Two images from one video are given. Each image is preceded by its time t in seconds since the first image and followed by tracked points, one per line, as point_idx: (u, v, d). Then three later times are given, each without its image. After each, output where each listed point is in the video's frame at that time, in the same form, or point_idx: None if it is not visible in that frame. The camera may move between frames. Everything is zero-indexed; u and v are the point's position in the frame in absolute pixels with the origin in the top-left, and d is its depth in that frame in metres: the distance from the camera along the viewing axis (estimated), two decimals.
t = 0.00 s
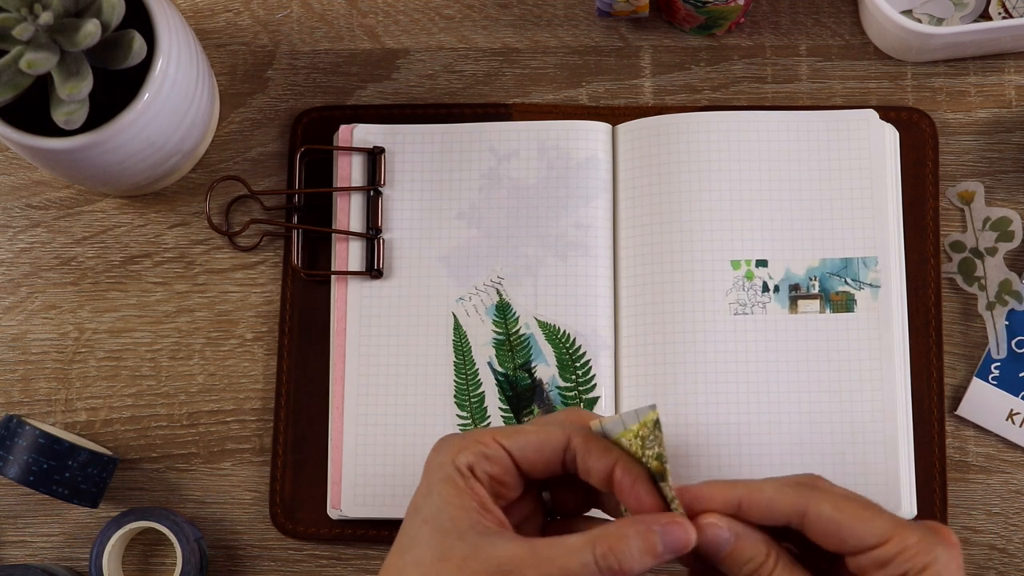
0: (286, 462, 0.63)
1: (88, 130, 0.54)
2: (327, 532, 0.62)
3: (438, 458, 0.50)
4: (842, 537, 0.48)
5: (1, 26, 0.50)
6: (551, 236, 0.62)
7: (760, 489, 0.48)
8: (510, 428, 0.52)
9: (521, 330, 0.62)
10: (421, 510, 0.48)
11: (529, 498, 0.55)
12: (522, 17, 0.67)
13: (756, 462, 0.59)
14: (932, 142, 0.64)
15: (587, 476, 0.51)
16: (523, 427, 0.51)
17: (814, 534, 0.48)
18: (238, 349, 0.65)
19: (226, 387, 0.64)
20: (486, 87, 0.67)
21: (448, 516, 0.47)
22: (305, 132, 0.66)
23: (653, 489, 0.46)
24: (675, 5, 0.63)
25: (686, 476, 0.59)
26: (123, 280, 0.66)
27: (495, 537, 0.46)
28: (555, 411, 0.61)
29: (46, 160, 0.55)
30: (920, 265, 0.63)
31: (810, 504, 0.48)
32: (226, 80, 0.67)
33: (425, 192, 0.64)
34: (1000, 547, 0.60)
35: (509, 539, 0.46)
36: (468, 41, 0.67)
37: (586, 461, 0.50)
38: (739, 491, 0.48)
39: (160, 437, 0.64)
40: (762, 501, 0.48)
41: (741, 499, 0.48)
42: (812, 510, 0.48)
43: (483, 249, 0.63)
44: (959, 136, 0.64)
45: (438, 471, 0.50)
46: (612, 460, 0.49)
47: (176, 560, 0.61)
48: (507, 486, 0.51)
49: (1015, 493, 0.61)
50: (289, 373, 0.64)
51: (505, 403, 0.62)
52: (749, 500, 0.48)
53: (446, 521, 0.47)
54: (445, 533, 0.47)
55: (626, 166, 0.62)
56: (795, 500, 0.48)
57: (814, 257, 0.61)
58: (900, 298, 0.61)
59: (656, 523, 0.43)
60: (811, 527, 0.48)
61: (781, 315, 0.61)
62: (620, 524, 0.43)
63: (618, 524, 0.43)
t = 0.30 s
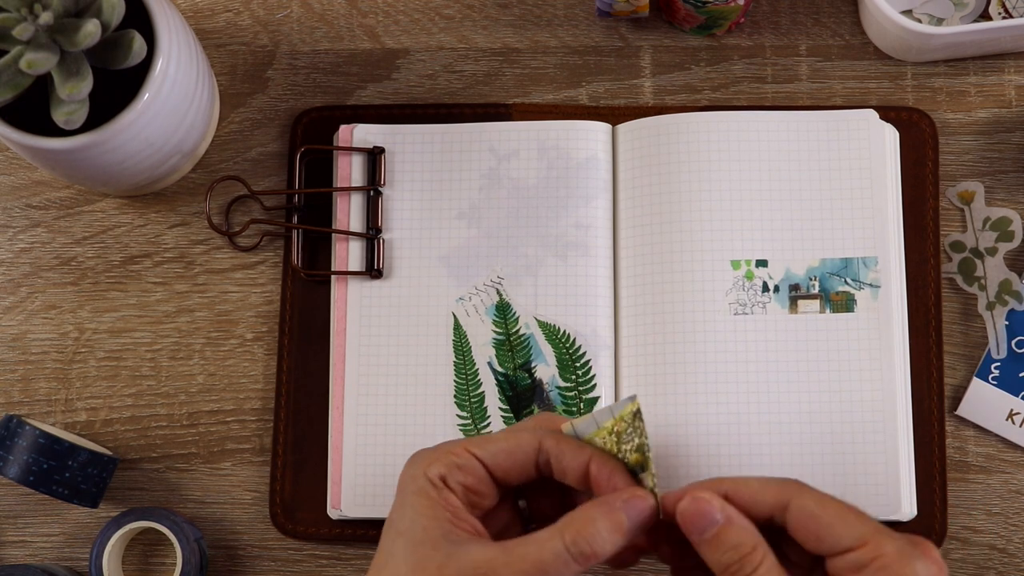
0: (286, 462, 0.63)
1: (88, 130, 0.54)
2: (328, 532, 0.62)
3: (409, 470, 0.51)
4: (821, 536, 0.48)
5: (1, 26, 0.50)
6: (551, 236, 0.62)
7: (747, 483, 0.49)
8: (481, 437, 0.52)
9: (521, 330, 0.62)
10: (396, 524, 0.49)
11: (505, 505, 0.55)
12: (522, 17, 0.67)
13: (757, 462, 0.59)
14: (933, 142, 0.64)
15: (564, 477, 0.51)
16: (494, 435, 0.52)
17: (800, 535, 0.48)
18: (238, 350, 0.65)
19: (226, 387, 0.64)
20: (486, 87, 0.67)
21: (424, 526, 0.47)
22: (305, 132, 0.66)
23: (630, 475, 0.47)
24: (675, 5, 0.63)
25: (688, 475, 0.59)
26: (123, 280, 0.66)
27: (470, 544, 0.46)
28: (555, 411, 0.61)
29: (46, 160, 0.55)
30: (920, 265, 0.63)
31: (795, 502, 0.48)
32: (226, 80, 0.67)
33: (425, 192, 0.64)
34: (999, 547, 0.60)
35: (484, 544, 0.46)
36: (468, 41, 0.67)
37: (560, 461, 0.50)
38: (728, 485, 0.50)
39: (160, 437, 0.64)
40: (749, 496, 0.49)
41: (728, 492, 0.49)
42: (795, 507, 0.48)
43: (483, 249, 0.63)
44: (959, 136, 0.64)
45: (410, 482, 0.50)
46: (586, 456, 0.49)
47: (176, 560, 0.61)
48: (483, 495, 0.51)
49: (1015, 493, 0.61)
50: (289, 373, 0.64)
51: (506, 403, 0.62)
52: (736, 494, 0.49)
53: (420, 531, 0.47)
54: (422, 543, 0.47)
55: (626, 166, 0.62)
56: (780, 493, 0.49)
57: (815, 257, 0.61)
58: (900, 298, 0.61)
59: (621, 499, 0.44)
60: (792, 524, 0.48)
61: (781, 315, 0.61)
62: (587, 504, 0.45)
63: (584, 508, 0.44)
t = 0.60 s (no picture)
0: (286, 462, 0.63)
1: (88, 130, 0.54)
2: (327, 532, 0.62)
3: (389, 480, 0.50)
4: (809, 545, 0.48)
5: (1, 26, 0.50)
6: (551, 236, 0.62)
7: (731, 497, 0.48)
8: (461, 444, 0.51)
9: (521, 330, 0.62)
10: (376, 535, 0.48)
11: (487, 512, 0.55)
12: (522, 17, 0.67)
13: (757, 462, 0.59)
14: (933, 141, 0.64)
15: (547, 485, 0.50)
16: (475, 443, 0.51)
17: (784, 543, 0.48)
18: (238, 349, 0.65)
19: (226, 387, 0.64)
20: (486, 87, 0.67)
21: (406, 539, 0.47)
22: (305, 132, 0.66)
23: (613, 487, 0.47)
24: (675, 5, 0.63)
25: (688, 475, 0.59)
26: (123, 280, 0.66)
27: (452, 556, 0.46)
28: (555, 411, 0.61)
29: (46, 160, 0.55)
30: (921, 265, 0.63)
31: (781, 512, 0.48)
32: (226, 80, 0.67)
33: (425, 192, 0.64)
34: (1000, 547, 0.60)
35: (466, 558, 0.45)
36: (468, 41, 0.67)
37: (543, 470, 0.50)
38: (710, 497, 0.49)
39: (160, 437, 0.64)
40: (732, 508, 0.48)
41: (711, 506, 0.49)
42: (782, 518, 0.48)
43: (483, 249, 0.63)
44: (959, 136, 0.64)
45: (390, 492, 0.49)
46: (570, 465, 0.49)
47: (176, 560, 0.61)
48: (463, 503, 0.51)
49: (1015, 493, 0.61)
50: (289, 373, 0.64)
51: (506, 403, 0.62)
52: (720, 508, 0.49)
53: (401, 545, 0.47)
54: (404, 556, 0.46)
55: (626, 166, 0.62)
56: (767, 505, 0.48)
57: (815, 257, 0.61)
58: (900, 298, 0.61)
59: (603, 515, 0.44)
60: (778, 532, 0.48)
61: (781, 315, 0.61)
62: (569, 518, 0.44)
63: (566, 524, 0.44)
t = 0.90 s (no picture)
0: (286, 462, 0.63)
1: (88, 130, 0.54)
2: (328, 532, 0.62)
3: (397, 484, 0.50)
4: (781, 527, 0.47)
5: (1, 26, 0.50)
6: (551, 236, 0.62)
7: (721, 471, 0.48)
8: (468, 446, 0.51)
9: (521, 330, 0.62)
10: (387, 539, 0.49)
11: (493, 515, 0.55)
12: (522, 17, 0.67)
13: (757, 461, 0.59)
14: (933, 141, 0.64)
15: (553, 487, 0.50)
16: (480, 445, 0.51)
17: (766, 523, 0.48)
18: (238, 349, 0.65)
19: (226, 387, 0.64)
20: (487, 87, 0.67)
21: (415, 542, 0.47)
22: (305, 132, 0.66)
23: (620, 491, 0.46)
24: (675, 5, 0.63)
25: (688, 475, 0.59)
26: (123, 280, 0.66)
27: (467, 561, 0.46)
28: (555, 411, 0.61)
29: (46, 160, 0.55)
30: (921, 265, 0.63)
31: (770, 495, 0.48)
32: (226, 80, 0.67)
33: (425, 192, 0.64)
34: (1000, 547, 0.60)
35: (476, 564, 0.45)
36: (468, 41, 0.67)
37: (548, 473, 0.50)
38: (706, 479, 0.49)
39: (160, 437, 0.64)
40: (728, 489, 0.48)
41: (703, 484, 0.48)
42: (765, 497, 0.48)
43: (483, 249, 0.63)
44: (959, 136, 0.64)
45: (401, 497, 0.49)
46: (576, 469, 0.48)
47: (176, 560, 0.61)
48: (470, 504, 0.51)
49: (1015, 493, 0.61)
50: (289, 373, 0.64)
51: (506, 403, 0.62)
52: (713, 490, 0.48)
53: (409, 550, 0.47)
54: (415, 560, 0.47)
55: (626, 166, 0.62)
56: (755, 479, 0.48)
57: (815, 257, 0.61)
58: (900, 298, 0.61)
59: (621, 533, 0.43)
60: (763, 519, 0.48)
61: (781, 315, 0.61)
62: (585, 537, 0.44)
63: (575, 538, 0.44)
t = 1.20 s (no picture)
0: (286, 462, 0.63)
1: (88, 130, 0.54)
2: (328, 532, 0.62)
3: None
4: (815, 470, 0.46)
5: (1, 26, 0.50)
6: (551, 236, 0.62)
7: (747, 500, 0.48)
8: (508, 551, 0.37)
9: (521, 330, 0.62)
10: None
11: None
12: (522, 17, 0.67)
13: (757, 463, 0.59)
14: (932, 142, 0.64)
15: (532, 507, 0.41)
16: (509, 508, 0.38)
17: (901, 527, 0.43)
18: (238, 349, 0.65)
19: (226, 387, 0.64)
20: (487, 87, 0.67)
21: None
22: (305, 132, 0.66)
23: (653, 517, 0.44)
24: (675, 5, 0.63)
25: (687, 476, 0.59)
26: (123, 280, 0.66)
27: None
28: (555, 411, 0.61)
29: (47, 160, 0.55)
30: (921, 264, 0.63)
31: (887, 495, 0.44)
32: (226, 80, 0.67)
33: (425, 192, 0.64)
34: (1000, 547, 0.60)
35: None
36: (468, 41, 0.67)
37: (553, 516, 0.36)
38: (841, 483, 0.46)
39: (160, 437, 0.64)
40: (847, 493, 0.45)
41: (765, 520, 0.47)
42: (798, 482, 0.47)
43: (483, 249, 0.63)
44: (959, 136, 0.64)
45: None
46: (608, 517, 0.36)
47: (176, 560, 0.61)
48: None
49: (1015, 493, 0.61)
50: (288, 373, 0.64)
51: (506, 404, 0.62)
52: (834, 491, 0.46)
53: None
54: None
55: (626, 166, 0.62)
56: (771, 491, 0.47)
57: (814, 257, 0.61)
58: (901, 298, 0.61)
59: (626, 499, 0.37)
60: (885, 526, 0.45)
61: (781, 315, 0.61)
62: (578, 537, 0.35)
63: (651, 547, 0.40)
